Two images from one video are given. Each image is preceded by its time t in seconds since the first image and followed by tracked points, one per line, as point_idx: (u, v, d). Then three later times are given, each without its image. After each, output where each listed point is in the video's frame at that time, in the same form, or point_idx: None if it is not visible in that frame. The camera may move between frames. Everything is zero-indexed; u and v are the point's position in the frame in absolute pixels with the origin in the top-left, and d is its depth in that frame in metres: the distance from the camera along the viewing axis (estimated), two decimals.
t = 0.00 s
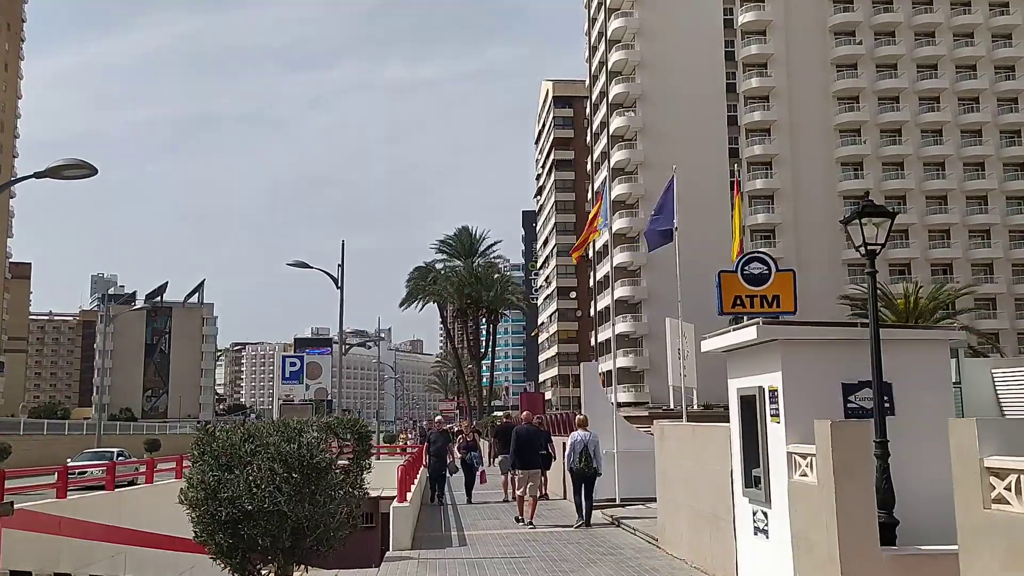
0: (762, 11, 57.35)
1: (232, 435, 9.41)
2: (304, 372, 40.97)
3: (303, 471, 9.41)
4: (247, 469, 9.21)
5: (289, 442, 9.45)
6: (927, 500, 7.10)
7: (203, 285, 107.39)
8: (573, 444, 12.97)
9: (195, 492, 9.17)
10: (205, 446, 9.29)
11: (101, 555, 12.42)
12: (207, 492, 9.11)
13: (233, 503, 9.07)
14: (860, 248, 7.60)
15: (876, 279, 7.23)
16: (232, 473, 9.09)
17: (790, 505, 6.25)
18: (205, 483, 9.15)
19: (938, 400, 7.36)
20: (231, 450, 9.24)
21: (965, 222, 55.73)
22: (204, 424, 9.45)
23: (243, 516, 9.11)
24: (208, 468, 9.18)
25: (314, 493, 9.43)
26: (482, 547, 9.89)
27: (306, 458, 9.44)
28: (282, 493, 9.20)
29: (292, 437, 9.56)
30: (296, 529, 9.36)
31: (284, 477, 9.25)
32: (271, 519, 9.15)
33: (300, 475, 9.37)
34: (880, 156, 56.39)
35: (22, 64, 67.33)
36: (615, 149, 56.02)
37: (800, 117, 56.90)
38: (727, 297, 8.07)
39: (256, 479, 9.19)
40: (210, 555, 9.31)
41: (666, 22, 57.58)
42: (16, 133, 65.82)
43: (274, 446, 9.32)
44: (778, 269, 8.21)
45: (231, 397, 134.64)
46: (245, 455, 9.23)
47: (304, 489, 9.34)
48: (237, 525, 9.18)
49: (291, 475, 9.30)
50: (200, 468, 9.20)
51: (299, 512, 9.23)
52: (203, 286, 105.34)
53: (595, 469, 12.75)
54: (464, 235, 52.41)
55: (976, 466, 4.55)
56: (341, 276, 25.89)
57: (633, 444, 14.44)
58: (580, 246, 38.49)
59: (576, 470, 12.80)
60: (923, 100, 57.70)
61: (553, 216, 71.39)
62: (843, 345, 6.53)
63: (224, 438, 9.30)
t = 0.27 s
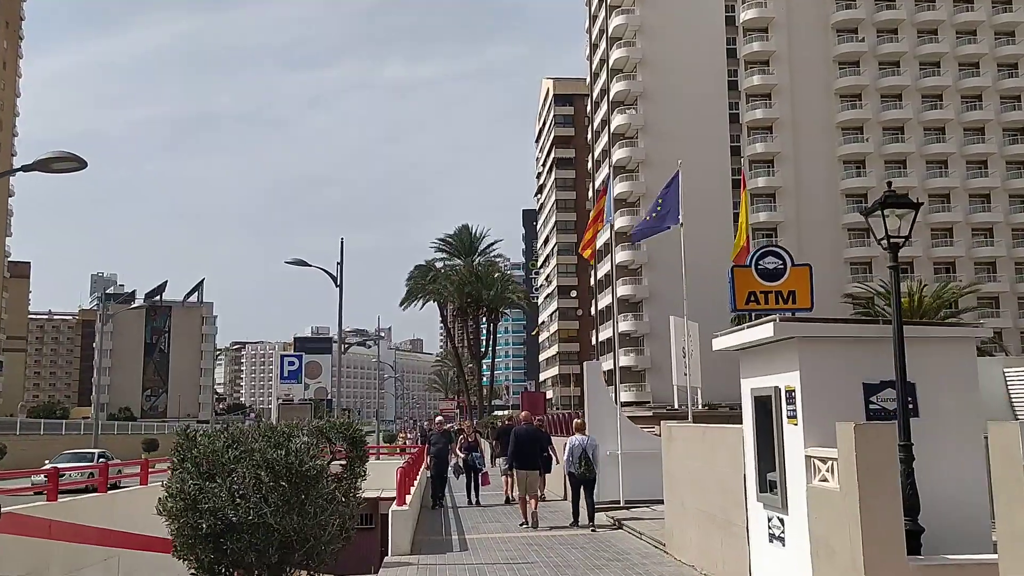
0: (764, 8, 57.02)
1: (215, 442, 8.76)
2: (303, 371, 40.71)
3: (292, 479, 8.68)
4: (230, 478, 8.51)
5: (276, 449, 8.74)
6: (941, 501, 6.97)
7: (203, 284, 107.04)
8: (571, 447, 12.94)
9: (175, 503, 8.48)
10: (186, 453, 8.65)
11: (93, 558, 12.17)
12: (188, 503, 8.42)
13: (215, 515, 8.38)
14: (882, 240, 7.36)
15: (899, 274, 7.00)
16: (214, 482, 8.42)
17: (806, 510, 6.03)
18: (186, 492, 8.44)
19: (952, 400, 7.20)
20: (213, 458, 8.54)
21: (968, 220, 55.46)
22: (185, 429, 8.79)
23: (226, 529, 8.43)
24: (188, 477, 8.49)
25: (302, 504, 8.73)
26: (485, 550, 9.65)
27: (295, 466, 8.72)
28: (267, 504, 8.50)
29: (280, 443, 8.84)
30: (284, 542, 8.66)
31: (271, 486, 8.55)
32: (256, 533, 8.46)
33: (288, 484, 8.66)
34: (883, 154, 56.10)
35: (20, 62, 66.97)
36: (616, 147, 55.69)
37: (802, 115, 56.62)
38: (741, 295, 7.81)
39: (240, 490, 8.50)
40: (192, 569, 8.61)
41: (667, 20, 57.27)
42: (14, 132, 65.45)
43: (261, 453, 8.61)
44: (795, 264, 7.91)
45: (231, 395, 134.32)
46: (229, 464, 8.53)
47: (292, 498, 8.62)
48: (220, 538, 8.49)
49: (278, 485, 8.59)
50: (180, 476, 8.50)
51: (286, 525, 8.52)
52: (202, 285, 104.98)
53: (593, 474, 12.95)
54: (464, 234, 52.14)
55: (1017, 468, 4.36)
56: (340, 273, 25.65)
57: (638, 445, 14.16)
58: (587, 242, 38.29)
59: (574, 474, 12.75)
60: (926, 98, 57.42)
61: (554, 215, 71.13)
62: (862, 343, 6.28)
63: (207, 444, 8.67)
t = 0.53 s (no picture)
0: (766, 4, 56.65)
1: (189, 425, 8.04)
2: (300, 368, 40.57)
3: (272, 468, 8.03)
4: (204, 466, 7.85)
5: (255, 434, 8.04)
6: (971, 496, 6.60)
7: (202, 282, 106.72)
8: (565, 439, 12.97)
9: (145, 492, 7.83)
10: (156, 438, 7.92)
11: (85, 557, 11.90)
12: (158, 493, 7.78)
13: (187, 506, 7.73)
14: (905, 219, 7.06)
15: (923, 257, 6.69)
16: (187, 471, 7.74)
17: (825, 505, 5.76)
18: (156, 482, 7.80)
19: (979, 391, 6.91)
20: (186, 444, 7.86)
21: (970, 217, 55.19)
22: (156, 411, 8.06)
23: (200, 522, 7.79)
24: (159, 464, 7.83)
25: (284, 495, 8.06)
26: (487, 548, 9.34)
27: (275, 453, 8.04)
28: (244, 495, 7.84)
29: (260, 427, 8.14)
30: (264, 536, 8.03)
31: (248, 475, 7.89)
32: (232, 526, 7.81)
33: (268, 473, 7.99)
34: (885, 151, 55.79)
35: (19, 59, 66.65)
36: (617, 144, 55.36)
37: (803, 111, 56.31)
38: (755, 278, 7.50)
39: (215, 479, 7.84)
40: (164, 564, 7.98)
41: (668, 16, 56.94)
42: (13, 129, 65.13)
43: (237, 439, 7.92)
44: (810, 246, 7.59)
45: (231, 394, 134.01)
46: (202, 450, 7.85)
47: (273, 489, 7.97)
48: (194, 532, 7.85)
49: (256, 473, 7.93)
50: (150, 463, 7.85)
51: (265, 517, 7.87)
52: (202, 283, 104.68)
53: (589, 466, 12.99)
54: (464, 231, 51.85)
55: None
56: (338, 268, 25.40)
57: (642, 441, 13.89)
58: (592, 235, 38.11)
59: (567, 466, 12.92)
60: (928, 94, 57.11)
61: (554, 212, 70.82)
62: (885, 328, 5.99)
63: (179, 428, 7.92)
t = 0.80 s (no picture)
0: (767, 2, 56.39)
1: (166, 435, 7.29)
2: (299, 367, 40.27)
3: (254, 483, 7.23)
4: (180, 480, 7.12)
5: (236, 444, 7.21)
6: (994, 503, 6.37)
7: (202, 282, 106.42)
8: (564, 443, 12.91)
9: (116, 509, 7.14)
10: (129, 450, 7.19)
11: (76, 563, 11.68)
12: (130, 509, 7.09)
13: (162, 524, 7.06)
14: (927, 214, 6.84)
15: (946, 253, 6.45)
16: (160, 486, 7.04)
17: (845, 513, 5.54)
18: (129, 498, 7.11)
19: (1002, 393, 6.69)
20: (159, 456, 7.11)
21: (972, 216, 54.95)
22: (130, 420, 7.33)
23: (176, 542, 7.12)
24: (131, 477, 7.13)
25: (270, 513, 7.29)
26: (489, 554, 9.10)
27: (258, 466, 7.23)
28: (223, 513, 7.10)
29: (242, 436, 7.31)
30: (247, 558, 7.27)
31: (229, 490, 7.14)
32: (211, 547, 7.11)
33: (250, 489, 7.21)
34: (887, 150, 55.55)
35: (18, 59, 66.32)
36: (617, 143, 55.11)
37: (804, 110, 56.09)
38: (769, 275, 7.30)
39: (193, 495, 7.12)
40: None
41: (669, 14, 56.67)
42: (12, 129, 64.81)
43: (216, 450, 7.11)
44: (826, 243, 7.36)
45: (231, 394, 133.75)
46: (178, 463, 7.10)
47: (255, 506, 7.20)
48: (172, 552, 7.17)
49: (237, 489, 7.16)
50: (122, 477, 7.14)
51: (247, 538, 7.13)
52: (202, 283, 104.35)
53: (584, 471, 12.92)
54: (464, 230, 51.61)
55: None
56: (337, 268, 25.17)
57: (646, 442, 13.66)
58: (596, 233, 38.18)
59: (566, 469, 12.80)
60: (930, 93, 56.86)
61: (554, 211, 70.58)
62: (906, 329, 5.77)
63: (153, 439, 7.18)
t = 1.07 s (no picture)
0: None
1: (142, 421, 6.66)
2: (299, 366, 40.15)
3: (241, 476, 6.75)
4: (160, 471, 6.55)
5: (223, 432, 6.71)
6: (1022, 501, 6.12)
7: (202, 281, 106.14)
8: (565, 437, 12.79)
9: (88, 503, 6.49)
10: (101, 440, 6.54)
11: (68, 564, 11.46)
12: (102, 503, 6.47)
13: (137, 519, 6.46)
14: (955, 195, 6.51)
15: (975, 236, 6.16)
16: (139, 479, 6.46)
17: (868, 510, 5.32)
18: (101, 491, 6.48)
19: None
20: (136, 445, 6.50)
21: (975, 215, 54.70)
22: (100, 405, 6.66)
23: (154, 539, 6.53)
24: (103, 467, 6.49)
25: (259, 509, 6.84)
26: (492, 553, 8.85)
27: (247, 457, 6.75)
28: (207, 507, 6.62)
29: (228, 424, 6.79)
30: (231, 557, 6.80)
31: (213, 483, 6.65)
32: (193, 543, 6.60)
33: (236, 482, 6.73)
34: (889, 148, 55.35)
35: (17, 57, 66.03)
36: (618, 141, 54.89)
37: (806, 107, 55.87)
38: (784, 263, 7.25)
39: (174, 488, 6.60)
40: None
41: (670, 12, 56.45)
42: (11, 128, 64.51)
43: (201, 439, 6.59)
44: (845, 229, 7.30)
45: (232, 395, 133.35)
46: (158, 453, 6.52)
47: (241, 501, 6.74)
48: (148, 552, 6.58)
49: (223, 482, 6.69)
50: (93, 468, 6.49)
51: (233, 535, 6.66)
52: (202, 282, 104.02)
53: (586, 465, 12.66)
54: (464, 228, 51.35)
55: None
56: (336, 265, 24.95)
57: (651, 441, 13.42)
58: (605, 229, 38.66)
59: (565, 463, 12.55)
60: (931, 91, 56.66)
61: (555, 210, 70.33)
62: (933, 315, 5.53)
63: (131, 425, 6.54)
